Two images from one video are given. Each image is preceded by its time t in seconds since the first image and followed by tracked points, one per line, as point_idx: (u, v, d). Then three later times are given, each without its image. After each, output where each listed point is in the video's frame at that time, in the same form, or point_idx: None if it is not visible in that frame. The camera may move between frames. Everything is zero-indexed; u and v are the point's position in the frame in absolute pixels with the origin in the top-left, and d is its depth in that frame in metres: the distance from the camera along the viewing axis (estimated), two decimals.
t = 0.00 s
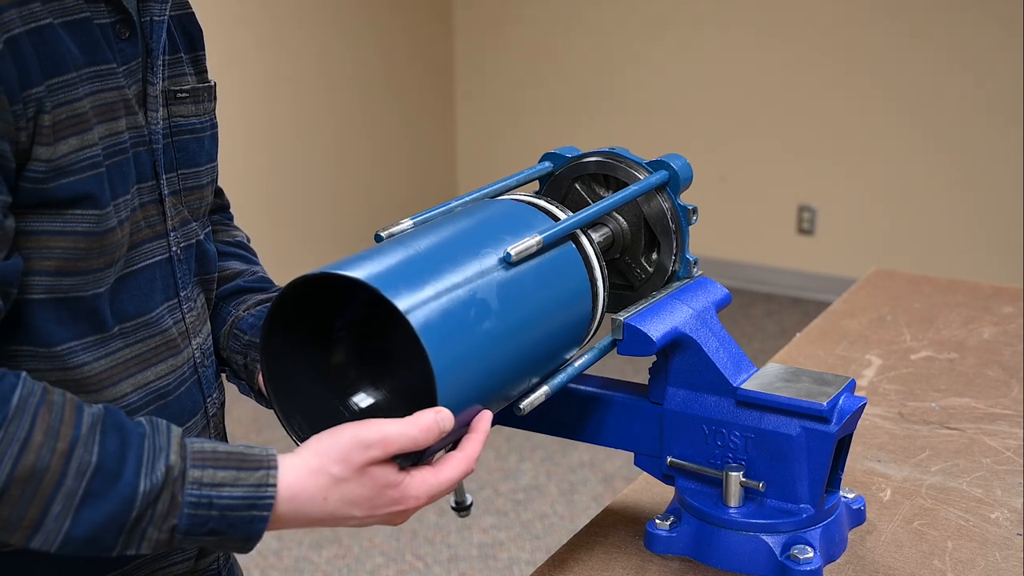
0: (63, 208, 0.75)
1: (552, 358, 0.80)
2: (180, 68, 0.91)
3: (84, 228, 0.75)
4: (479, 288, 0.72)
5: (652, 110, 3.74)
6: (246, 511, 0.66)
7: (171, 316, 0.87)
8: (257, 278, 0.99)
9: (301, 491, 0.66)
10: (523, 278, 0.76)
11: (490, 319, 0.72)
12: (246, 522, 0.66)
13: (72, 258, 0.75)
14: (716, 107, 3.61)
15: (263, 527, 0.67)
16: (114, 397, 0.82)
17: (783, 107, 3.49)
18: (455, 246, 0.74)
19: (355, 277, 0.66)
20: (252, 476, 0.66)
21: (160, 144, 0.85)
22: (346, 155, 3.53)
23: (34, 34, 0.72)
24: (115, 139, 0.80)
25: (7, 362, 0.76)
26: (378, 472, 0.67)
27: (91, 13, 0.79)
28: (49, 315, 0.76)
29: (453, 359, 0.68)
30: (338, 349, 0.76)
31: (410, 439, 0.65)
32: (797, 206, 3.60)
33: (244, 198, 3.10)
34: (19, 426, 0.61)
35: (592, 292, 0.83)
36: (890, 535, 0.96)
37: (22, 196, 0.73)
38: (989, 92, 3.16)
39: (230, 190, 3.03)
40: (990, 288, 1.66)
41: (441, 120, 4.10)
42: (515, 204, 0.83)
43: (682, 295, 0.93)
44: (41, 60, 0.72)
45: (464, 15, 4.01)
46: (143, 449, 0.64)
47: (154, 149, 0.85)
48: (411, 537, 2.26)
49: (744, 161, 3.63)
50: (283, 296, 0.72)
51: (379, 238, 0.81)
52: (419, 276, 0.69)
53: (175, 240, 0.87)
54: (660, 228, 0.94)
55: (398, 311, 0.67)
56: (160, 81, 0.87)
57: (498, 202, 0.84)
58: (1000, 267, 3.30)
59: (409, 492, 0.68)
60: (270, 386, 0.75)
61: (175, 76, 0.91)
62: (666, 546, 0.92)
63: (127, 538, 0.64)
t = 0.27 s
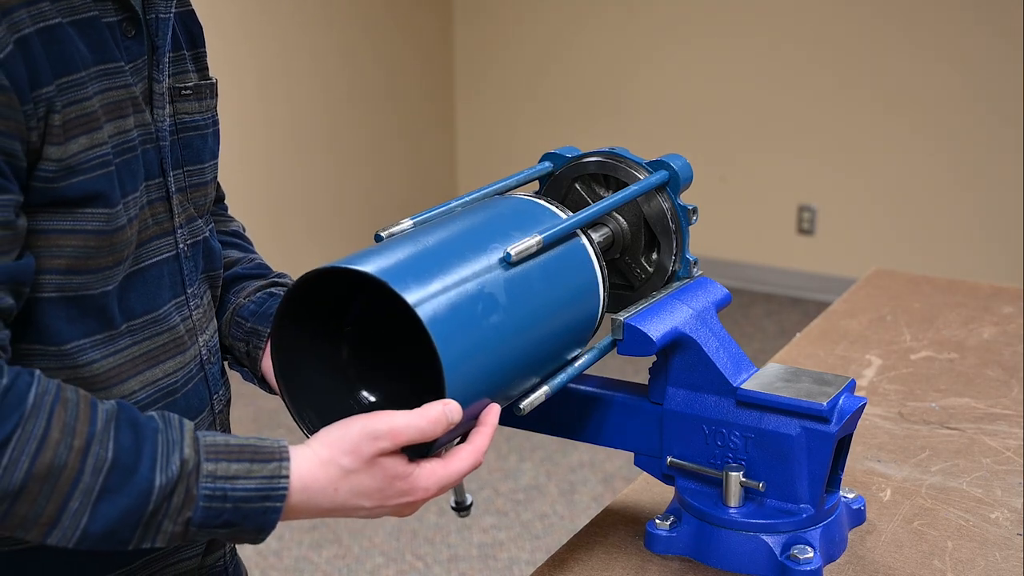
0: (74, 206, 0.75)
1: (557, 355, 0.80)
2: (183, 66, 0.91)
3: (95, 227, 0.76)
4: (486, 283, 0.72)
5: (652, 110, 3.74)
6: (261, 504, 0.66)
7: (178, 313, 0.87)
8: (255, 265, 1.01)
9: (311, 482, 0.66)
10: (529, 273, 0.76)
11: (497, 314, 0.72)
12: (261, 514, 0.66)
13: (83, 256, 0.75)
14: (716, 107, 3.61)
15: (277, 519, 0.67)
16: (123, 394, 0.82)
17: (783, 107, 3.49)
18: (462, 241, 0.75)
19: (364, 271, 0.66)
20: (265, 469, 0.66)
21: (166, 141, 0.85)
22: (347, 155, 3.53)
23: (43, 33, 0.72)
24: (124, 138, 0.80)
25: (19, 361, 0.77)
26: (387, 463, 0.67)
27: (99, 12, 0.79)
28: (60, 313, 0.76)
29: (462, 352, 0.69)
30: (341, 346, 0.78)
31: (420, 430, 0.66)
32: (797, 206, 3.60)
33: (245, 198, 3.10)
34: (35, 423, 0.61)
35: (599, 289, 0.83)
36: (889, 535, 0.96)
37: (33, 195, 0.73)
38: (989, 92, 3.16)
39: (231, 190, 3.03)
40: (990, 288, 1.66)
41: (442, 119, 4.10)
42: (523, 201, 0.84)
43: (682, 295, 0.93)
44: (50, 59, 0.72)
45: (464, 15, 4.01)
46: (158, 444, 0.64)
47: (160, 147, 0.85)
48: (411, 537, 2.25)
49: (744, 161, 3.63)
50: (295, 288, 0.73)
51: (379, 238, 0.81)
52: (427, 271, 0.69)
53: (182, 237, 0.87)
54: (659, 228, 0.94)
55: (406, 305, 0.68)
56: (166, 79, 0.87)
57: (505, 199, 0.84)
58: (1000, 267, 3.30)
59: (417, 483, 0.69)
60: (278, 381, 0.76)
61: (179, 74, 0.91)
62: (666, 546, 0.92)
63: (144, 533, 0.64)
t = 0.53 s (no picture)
0: (81, 205, 0.75)
1: (558, 352, 0.80)
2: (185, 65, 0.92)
3: (102, 225, 0.76)
4: (489, 279, 0.73)
5: (652, 110, 3.74)
6: (269, 500, 0.66)
7: (184, 311, 0.87)
8: (258, 263, 1.01)
9: (319, 478, 0.66)
10: (532, 271, 0.76)
11: (501, 310, 0.72)
12: (269, 510, 0.66)
13: (90, 255, 0.76)
14: (716, 107, 3.61)
15: (285, 515, 0.67)
16: (132, 391, 0.82)
17: (782, 107, 3.49)
18: (466, 238, 0.75)
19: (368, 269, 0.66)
20: (273, 465, 0.66)
21: (170, 140, 0.85)
22: (347, 155, 3.53)
23: (49, 33, 0.72)
24: (128, 137, 0.80)
25: (28, 360, 0.77)
26: (395, 458, 0.67)
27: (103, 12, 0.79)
28: (67, 311, 0.76)
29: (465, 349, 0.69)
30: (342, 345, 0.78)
31: (425, 426, 0.65)
32: (797, 206, 3.60)
33: (246, 198, 3.10)
34: (46, 422, 0.62)
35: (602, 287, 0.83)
36: (889, 535, 0.96)
37: (41, 194, 0.73)
38: (989, 92, 3.16)
39: (231, 190, 3.02)
40: (990, 288, 1.66)
41: (442, 119, 4.10)
42: (527, 199, 0.84)
43: (682, 295, 0.93)
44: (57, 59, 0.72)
45: (464, 16, 4.01)
46: (167, 442, 0.65)
47: (165, 145, 0.85)
48: (411, 537, 2.25)
49: (744, 161, 3.63)
50: (301, 285, 0.72)
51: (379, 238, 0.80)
52: (430, 268, 0.70)
53: (187, 235, 0.87)
54: (659, 228, 0.94)
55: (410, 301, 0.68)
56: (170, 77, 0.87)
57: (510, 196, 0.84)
58: (1000, 267, 3.30)
59: (424, 478, 0.68)
60: (284, 377, 0.75)
61: (181, 73, 0.91)
62: (666, 546, 0.92)
63: (153, 529, 0.65)
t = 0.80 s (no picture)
0: (86, 203, 0.75)
1: (559, 352, 0.80)
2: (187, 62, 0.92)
3: (108, 223, 0.76)
4: (490, 277, 0.73)
5: (652, 110, 3.74)
6: (273, 498, 0.66)
7: (192, 307, 0.87)
8: (260, 259, 1.01)
9: (322, 476, 0.66)
10: (533, 271, 0.76)
11: (502, 309, 0.72)
12: (273, 508, 0.66)
13: (95, 252, 0.76)
14: (716, 107, 3.61)
15: (289, 513, 0.67)
16: (142, 387, 0.82)
17: (782, 107, 3.49)
18: (467, 238, 0.75)
19: (369, 269, 0.67)
20: (276, 462, 0.66)
21: (174, 137, 0.85)
22: (346, 155, 3.53)
23: (52, 31, 0.72)
24: (132, 135, 0.80)
25: (34, 356, 0.76)
26: (397, 457, 0.67)
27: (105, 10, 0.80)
28: (74, 308, 0.76)
29: (466, 348, 0.69)
30: (343, 345, 0.78)
31: (427, 425, 0.65)
32: (797, 206, 3.60)
33: (246, 198, 3.09)
34: (51, 419, 0.62)
35: (604, 285, 0.83)
36: (890, 535, 0.96)
37: (45, 192, 0.73)
38: (989, 92, 3.16)
39: (230, 190, 3.02)
40: (991, 288, 1.66)
41: (442, 119, 4.10)
42: (529, 197, 0.84)
43: (682, 295, 0.93)
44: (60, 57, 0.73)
45: (464, 16, 4.01)
46: (172, 440, 0.65)
47: (169, 142, 0.85)
48: (411, 537, 2.25)
49: (744, 161, 3.63)
50: (304, 282, 0.72)
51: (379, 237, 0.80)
52: (431, 268, 0.70)
53: (192, 232, 0.87)
54: (659, 228, 0.94)
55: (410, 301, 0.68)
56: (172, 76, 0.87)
57: (512, 195, 0.84)
58: (1000, 267, 3.30)
59: (426, 476, 0.68)
60: (287, 375, 0.74)
61: (184, 71, 0.92)
62: (666, 546, 0.92)
63: (158, 526, 0.65)
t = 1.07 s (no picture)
0: (82, 200, 0.75)
1: (558, 352, 0.80)
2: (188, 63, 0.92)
3: (105, 220, 0.76)
4: (490, 277, 0.73)
5: (652, 110, 3.74)
6: (270, 492, 0.66)
7: (193, 305, 0.87)
8: (258, 257, 1.01)
9: (319, 471, 0.66)
10: (532, 270, 0.76)
11: (502, 309, 0.72)
12: (271, 502, 0.66)
13: (94, 250, 0.76)
14: (716, 107, 3.61)
15: (287, 507, 0.67)
16: (142, 385, 0.82)
17: (782, 108, 3.49)
18: (466, 237, 0.75)
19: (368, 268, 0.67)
20: (273, 457, 0.66)
21: (173, 136, 0.85)
22: (347, 155, 3.53)
23: (48, 29, 0.72)
24: (130, 133, 0.80)
25: (33, 352, 0.76)
26: (395, 452, 0.67)
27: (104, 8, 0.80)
28: (74, 305, 0.76)
29: (466, 347, 0.69)
30: (343, 343, 0.78)
31: (425, 419, 0.65)
32: (797, 206, 3.60)
33: (247, 198, 3.09)
34: (50, 413, 0.62)
35: (604, 284, 0.83)
36: (890, 535, 0.96)
37: (41, 189, 0.73)
38: (989, 92, 3.16)
39: (231, 191, 3.02)
40: (991, 288, 1.66)
41: (442, 119, 4.10)
42: (529, 196, 0.84)
43: (682, 295, 0.93)
44: (56, 55, 0.73)
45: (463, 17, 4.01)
46: (170, 434, 0.65)
47: (168, 142, 0.85)
48: (411, 537, 2.25)
49: (743, 161, 3.63)
50: (303, 281, 0.72)
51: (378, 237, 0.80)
52: (431, 266, 0.70)
53: (193, 230, 0.87)
54: (659, 228, 0.94)
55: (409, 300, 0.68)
56: (171, 75, 0.87)
57: (512, 194, 0.84)
58: (1000, 267, 3.30)
59: (423, 473, 0.68)
60: (287, 374, 0.74)
61: (184, 70, 0.92)
62: (666, 546, 0.92)
63: (156, 521, 0.65)
